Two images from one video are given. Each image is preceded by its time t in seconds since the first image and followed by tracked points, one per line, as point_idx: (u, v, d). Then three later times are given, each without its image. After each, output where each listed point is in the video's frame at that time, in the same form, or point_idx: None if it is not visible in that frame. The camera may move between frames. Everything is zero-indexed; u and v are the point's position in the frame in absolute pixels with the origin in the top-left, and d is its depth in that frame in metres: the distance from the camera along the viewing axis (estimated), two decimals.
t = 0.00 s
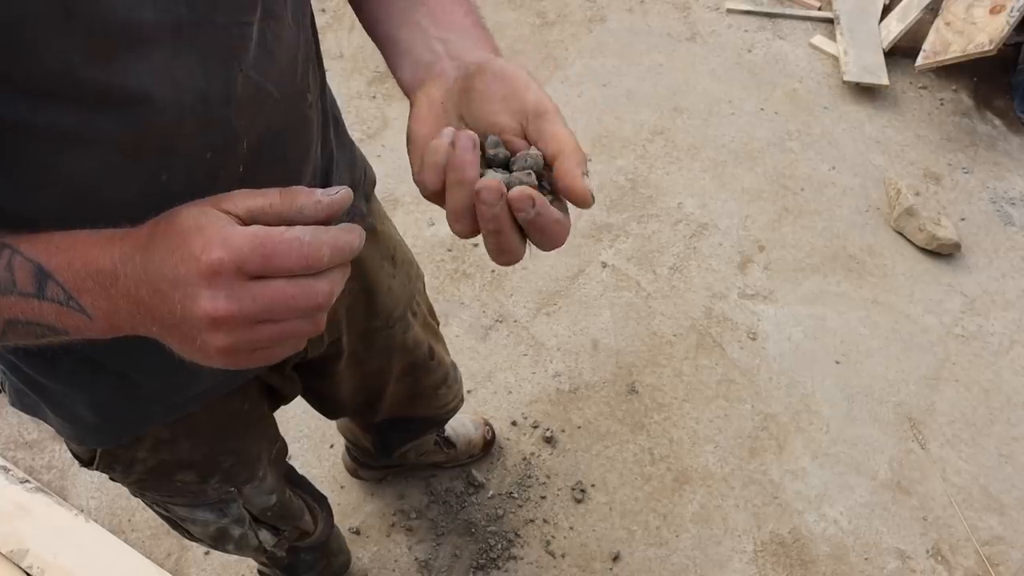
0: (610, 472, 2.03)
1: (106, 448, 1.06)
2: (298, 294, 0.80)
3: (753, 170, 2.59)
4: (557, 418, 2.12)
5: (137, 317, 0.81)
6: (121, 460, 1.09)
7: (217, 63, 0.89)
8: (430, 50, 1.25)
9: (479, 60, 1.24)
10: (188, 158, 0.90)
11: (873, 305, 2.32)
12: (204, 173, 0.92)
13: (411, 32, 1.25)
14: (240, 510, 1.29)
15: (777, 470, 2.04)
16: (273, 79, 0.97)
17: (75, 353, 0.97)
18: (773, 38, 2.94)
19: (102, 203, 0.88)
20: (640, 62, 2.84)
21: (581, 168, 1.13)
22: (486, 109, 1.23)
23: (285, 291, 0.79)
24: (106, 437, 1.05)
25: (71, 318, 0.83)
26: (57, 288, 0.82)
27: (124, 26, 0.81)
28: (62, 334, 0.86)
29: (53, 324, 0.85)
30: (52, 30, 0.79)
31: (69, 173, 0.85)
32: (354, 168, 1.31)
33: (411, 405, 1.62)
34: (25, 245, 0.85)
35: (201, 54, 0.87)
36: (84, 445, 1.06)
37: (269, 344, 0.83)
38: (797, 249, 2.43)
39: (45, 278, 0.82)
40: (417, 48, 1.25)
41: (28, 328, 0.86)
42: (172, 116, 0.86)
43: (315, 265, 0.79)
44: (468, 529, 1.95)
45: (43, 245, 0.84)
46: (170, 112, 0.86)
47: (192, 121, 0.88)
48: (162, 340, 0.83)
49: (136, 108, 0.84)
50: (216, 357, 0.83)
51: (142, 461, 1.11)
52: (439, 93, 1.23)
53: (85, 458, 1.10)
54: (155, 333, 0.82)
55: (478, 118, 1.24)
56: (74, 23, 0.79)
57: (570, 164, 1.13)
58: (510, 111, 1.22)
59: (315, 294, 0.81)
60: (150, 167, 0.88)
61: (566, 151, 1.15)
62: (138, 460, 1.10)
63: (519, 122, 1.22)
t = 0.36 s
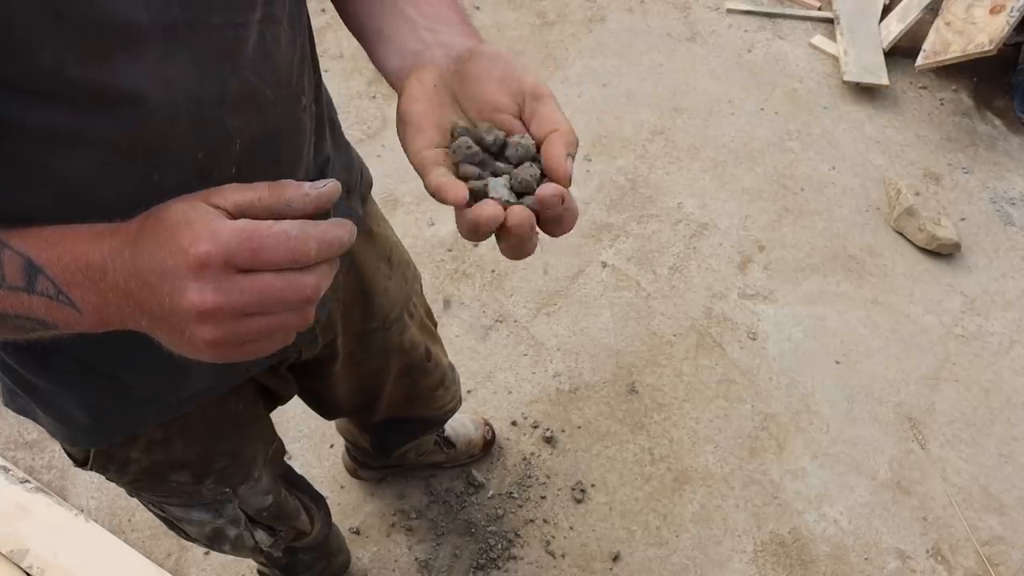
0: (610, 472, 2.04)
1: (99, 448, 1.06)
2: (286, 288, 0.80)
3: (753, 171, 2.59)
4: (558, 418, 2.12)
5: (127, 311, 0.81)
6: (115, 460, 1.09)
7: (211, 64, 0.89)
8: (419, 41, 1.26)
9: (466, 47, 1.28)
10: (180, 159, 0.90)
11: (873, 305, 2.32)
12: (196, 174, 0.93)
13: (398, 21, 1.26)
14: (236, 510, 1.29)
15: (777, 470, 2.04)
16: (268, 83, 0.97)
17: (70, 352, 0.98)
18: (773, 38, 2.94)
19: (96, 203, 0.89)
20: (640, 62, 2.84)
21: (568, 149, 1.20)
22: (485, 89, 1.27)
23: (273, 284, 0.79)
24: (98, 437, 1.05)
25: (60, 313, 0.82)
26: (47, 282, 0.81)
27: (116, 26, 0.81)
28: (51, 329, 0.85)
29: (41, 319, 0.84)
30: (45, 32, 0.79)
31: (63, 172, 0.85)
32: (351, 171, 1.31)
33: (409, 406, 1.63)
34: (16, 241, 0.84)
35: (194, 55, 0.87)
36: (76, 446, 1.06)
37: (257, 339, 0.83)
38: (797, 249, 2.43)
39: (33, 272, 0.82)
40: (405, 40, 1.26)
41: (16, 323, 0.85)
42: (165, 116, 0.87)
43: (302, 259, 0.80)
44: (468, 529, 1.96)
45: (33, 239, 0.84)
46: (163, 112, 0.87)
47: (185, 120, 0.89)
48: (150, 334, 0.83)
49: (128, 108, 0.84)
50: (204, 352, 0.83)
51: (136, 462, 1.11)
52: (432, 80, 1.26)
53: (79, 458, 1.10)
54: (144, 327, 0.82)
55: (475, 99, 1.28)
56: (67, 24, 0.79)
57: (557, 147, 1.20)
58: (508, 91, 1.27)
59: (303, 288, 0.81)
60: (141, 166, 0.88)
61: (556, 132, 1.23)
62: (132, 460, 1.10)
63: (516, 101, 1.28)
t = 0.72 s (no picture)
0: (610, 472, 2.03)
1: (87, 449, 1.06)
2: (317, 227, 0.79)
3: (753, 170, 2.59)
4: (558, 418, 2.12)
5: (164, 262, 0.81)
6: (102, 462, 1.09)
7: (201, 70, 0.89)
8: (404, 66, 1.27)
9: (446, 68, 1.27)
10: (167, 163, 0.91)
11: (873, 305, 2.32)
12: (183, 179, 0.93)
13: (382, 47, 1.26)
14: (226, 512, 1.30)
15: (777, 470, 2.04)
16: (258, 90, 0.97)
17: (62, 359, 0.97)
18: (773, 38, 2.94)
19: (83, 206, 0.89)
20: (640, 62, 2.84)
21: (548, 150, 1.16)
22: (463, 101, 1.24)
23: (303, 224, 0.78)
24: (86, 437, 1.04)
25: (97, 271, 0.82)
26: (85, 242, 0.82)
27: (105, 31, 0.81)
28: (90, 293, 0.85)
29: (82, 281, 0.84)
30: (36, 35, 0.79)
31: (50, 175, 0.85)
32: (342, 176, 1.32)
33: (404, 408, 1.63)
34: (49, 203, 0.84)
35: (183, 60, 0.87)
36: (62, 444, 1.06)
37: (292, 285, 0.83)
38: (797, 249, 2.43)
39: (70, 229, 0.82)
40: (391, 64, 1.27)
41: (55, 289, 0.85)
42: (153, 121, 0.87)
43: (332, 199, 0.78)
44: (468, 529, 1.95)
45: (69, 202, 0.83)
46: (153, 117, 0.87)
47: (172, 125, 0.89)
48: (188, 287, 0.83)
49: (118, 113, 0.85)
50: (238, 300, 0.82)
51: (124, 464, 1.10)
52: (412, 97, 1.25)
53: (67, 457, 1.10)
54: (180, 281, 0.82)
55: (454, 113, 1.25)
56: (58, 28, 0.79)
57: (537, 148, 1.16)
58: (487, 100, 1.24)
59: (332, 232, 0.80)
60: (129, 170, 0.89)
61: (536, 136, 1.18)
62: (119, 462, 1.10)
63: (497, 111, 1.24)
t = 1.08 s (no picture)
0: (610, 472, 2.04)
1: (84, 451, 1.06)
2: (324, 248, 0.82)
3: (753, 170, 2.59)
4: (557, 418, 2.12)
5: (175, 271, 0.83)
6: (99, 464, 1.09)
7: (198, 72, 0.90)
8: (395, 75, 1.27)
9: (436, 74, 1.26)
10: (163, 165, 0.91)
11: (873, 305, 2.32)
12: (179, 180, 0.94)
13: (376, 57, 1.27)
14: (224, 514, 1.30)
15: (777, 470, 2.04)
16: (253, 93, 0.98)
17: (61, 362, 0.97)
18: (773, 38, 2.94)
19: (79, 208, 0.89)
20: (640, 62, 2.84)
21: (529, 137, 1.14)
22: (449, 101, 1.22)
23: (310, 246, 0.80)
24: (84, 439, 1.04)
25: (107, 273, 0.83)
26: (96, 246, 0.82)
27: (102, 36, 0.81)
28: (102, 295, 0.86)
29: (93, 284, 0.85)
30: (37, 36, 0.79)
31: (47, 177, 0.86)
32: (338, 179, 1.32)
33: (402, 409, 1.63)
34: (56, 205, 0.83)
35: (179, 63, 0.88)
36: (60, 446, 1.06)
37: (298, 301, 0.85)
38: (797, 249, 2.42)
39: (79, 233, 0.82)
40: (382, 74, 1.27)
41: (65, 291, 0.86)
42: (151, 123, 0.88)
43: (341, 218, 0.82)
44: (468, 529, 1.96)
45: (78, 204, 0.83)
46: (150, 119, 0.87)
47: (168, 128, 0.89)
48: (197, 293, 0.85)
49: (115, 115, 0.85)
50: (246, 311, 0.85)
51: (121, 466, 1.10)
52: (399, 102, 1.25)
53: (65, 460, 1.10)
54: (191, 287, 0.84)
55: (441, 115, 1.22)
56: (58, 29, 0.79)
57: (517, 136, 1.14)
58: (473, 99, 1.21)
59: (342, 251, 0.83)
60: (124, 172, 0.89)
61: (519, 128, 1.16)
62: (116, 464, 1.10)
63: (483, 109, 1.21)
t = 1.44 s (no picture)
0: (610, 472, 2.03)
1: (83, 451, 1.06)
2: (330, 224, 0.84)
3: (753, 170, 2.59)
4: (558, 418, 2.12)
5: (178, 264, 0.83)
6: (98, 465, 1.09)
7: (197, 76, 0.90)
8: (395, 93, 1.27)
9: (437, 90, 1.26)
10: (161, 168, 0.91)
11: (873, 305, 2.32)
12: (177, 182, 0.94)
13: (378, 75, 1.27)
14: (224, 515, 1.30)
15: (777, 470, 2.04)
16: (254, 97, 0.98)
17: (60, 365, 0.97)
18: (773, 38, 2.94)
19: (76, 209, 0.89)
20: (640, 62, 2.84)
21: (531, 146, 1.14)
22: (449, 115, 1.23)
23: (316, 220, 0.83)
24: (82, 440, 1.04)
25: (109, 272, 0.83)
26: (100, 242, 0.82)
27: (104, 38, 0.81)
28: (106, 292, 0.86)
29: (95, 281, 0.84)
30: (37, 36, 0.78)
31: (45, 177, 0.85)
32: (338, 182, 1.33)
33: (403, 410, 1.63)
34: (62, 203, 0.83)
35: (180, 66, 0.88)
36: (58, 445, 1.06)
37: (304, 284, 0.87)
38: (797, 249, 2.43)
39: (81, 228, 0.82)
40: (382, 92, 1.27)
41: (67, 290, 0.86)
42: (151, 126, 0.88)
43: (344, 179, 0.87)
44: (468, 529, 1.95)
45: (82, 201, 0.83)
46: (151, 122, 0.87)
47: (168, 130, 0.89)
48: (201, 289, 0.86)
49: (115, 117, 0.85)
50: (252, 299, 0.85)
51: (120, 467, 1.10)
52: (398, 117, 1.26)
53: (65, 459, 1.11)
54: (194, 280, 0.84)
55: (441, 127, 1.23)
56: (59, 29, 0.79)
57: (520, 145, 1.14)
58: (474, 112, 1.22)
59: (348, 224, 0.86)
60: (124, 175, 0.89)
61: (519, 138, 1.16)
62: (116, 465, 1.10)
63: (484, 122, 1.22)
